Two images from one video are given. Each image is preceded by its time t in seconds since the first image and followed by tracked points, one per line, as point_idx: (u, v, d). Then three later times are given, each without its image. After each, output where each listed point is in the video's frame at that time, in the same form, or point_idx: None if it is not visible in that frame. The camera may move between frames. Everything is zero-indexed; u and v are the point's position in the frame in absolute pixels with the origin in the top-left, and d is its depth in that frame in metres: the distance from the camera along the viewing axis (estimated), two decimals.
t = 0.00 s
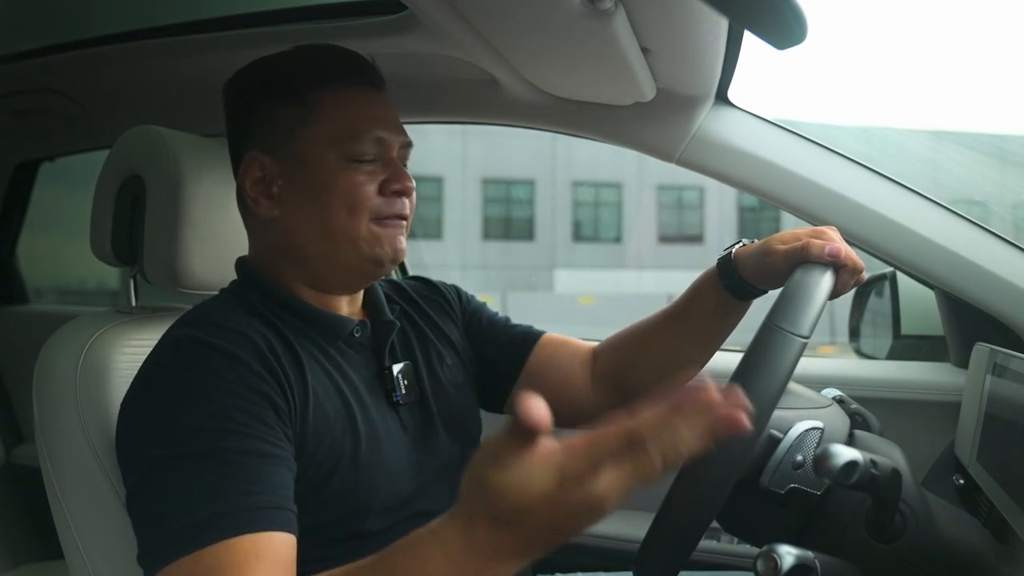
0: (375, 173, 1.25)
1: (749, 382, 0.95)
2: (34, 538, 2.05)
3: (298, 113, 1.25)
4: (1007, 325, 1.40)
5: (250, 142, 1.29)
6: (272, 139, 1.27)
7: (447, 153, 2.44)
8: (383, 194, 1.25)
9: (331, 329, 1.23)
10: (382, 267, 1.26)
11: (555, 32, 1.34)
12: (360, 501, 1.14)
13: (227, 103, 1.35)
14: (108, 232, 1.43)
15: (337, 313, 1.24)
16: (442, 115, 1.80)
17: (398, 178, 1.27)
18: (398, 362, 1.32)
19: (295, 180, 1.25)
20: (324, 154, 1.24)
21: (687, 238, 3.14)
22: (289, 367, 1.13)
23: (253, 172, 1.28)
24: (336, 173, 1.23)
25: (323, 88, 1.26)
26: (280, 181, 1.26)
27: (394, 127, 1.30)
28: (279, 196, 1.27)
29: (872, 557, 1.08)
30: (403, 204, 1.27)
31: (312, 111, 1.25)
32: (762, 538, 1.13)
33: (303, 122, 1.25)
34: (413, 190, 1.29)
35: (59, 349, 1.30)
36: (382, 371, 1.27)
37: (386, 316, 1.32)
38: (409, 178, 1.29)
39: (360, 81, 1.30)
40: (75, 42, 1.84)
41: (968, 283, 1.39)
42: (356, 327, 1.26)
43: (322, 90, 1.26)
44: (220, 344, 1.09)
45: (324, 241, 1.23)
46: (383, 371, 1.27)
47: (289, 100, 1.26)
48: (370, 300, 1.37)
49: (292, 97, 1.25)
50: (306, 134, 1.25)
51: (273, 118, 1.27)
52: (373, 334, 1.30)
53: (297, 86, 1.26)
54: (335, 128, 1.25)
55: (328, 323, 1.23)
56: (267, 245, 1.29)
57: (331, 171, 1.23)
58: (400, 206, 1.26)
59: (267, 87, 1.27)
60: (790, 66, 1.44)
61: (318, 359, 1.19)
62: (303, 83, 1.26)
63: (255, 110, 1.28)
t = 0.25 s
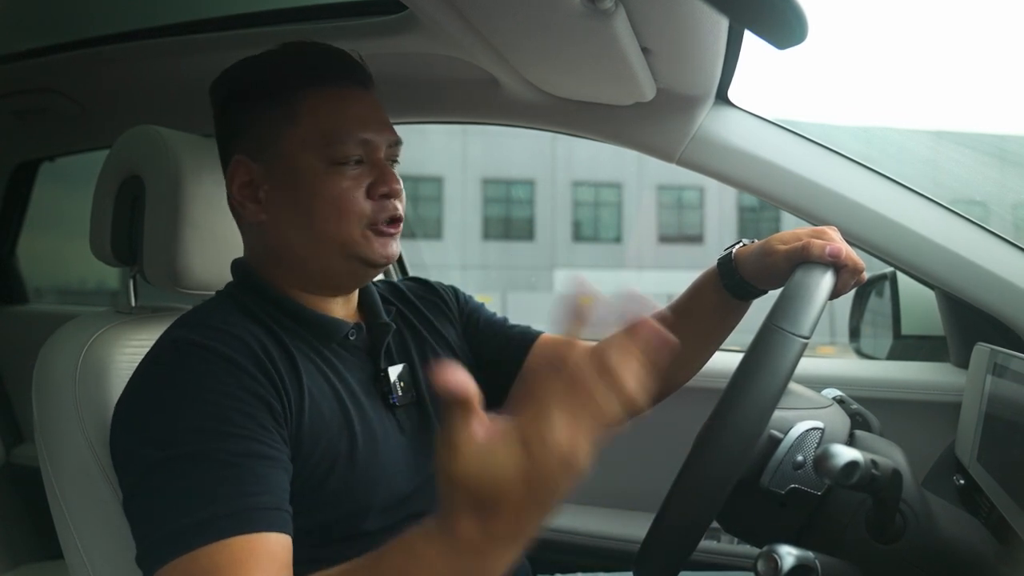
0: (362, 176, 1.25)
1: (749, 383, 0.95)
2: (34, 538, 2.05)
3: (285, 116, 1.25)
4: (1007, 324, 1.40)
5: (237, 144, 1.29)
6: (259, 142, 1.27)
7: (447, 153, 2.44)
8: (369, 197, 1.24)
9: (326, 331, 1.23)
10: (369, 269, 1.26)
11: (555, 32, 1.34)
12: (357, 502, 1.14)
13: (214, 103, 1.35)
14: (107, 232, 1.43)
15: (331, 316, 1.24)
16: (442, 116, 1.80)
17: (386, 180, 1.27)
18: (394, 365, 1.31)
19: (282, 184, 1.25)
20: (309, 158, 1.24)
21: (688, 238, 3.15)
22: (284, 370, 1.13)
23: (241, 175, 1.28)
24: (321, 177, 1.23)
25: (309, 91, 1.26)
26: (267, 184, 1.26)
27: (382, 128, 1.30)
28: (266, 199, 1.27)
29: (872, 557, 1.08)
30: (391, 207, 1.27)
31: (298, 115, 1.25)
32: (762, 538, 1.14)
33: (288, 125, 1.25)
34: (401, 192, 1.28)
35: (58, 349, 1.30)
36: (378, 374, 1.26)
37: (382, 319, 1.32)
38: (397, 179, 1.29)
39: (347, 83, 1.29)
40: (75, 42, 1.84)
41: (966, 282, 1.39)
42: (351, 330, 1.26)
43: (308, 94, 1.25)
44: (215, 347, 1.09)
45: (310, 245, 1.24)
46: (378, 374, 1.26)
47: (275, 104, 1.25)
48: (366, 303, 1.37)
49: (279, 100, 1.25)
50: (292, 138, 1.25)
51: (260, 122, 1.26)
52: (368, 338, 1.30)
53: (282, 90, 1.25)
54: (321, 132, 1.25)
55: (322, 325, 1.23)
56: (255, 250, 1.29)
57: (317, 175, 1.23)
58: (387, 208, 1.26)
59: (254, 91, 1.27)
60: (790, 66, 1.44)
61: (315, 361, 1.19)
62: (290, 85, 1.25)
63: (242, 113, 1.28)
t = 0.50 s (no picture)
0: (320, 172, 1.26)
1: (750, 383, 0.95)
2: (34, 538, 2.05)
3: (242, 124, 1.29)
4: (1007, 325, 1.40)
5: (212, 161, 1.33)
6: (226, 153, 1.30)
7: (447, 153, 2.44)
8: (327, 191, 1.25)
9: (326, 331, 1.23)
10: (341, 265, 1.25)
11: (555, 32, 1.34)
12: (359, 502, 1.14)
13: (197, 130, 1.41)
14: (107, 232, 1.43)
15: (330, 317, 1.24)
16: (442, 116, 1.80)
17: (345, 173, 1.27)
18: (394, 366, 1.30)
19: (251, 190, 1.27)
20: (267, 161, 1.26)
21: (688, 238, 3.15)
22: (286, 370, 1.13)
23: (219, 188, 1.31)
24: (279, 177, 1.25)
25: (261, 94, 1.28)
26: (236, 191, 1.29)
27: (339, 123, 1.30)
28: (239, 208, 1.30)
29: (873, 557, 1.08)
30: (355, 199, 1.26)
31: (255, 121, 1.28)
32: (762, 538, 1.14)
33: (246, 134, 1.28)
34: (365, 183, 1.27)
35: (58, 351, 1.30)
36: (378, 375, 1.25)
37: (381, 320, 1.31)
38: (359, 172, 1.28)
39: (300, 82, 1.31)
40: (75, 42, 1.84)
41: (966, 282, 1.39)
42: (351, 331, 1.26)
43: (259, 99, 1.28)
44: (217, 347, 1.09)
45: (278, 246, 1.25)
46: (378, 376, 1.25)
47: (235, 115, 1.29)
48: (364, 305, 1.36)
49: (236, 110, 1.29)
50: (252, 144, 1.27)
51: (227, 135, 1.30)
52: (368, 339, 1.29)
53: (236, 100, 1.29)
54: (276, 132, 1.27)
55: (322, 325, 1.23)
56: (244, 258, 1.31)
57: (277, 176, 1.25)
58: (349, 200, 1.25)
59: (218, 107, 1.31)
60: (790, 66, 1.44)
61: (314, 361, 1.19)
62: (240, 94, 1.29)
63: (212, 131, 1.33)
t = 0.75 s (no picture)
0: (303, 175, 1.25)
1: (748, 383, 0.95)
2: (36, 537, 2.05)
3: (221, 128, 1.27)
4: (1007, 324, 1.40)
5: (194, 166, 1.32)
6: (209, 157, 1.29)
7: (447, 153, 2.44)
8: (312, 194, 1.24)
9: (319, 330, 1.23)
10: (327, 268, 1.25)
11: (555, 32, 1.34)
12: (354, 501, 1.14)
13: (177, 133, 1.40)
14: (106, 232, 1.43)
15: (322, 316, 1.24)
16: (442, 116, 1.80)
17: (328, 174, 1.26)
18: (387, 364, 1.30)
19: (232, 194, 1.27)
20: (249, 165, 1.25)
21: (688, 238, 3.15)
22: (278, 370, 1.13)
23: (202, 190, 1.31)
24: (263, 181, 1.24)
25: (240, 95, 1.27)
26: (222, 196, 1.28)
27: (320, 123, 1.29)
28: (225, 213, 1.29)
29: (873, 557, 1.08)
30: (338, 200, 1.26)
31: (235, 123, 1.26)
32: (762, 538, 1.14)
33: (226, 137, 1.27)
34: (347, 183, 1.27)
35: (57, 350, 1.30)
36: (371, 373, 1.26)
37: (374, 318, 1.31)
38: (342, 172, 1.28)
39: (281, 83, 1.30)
40: (75, 42, 1.84)
41: (966, 282, 1.39)
42: (342, 329, 1.26)
43: (236, 102, 1.27)
44: (209, 349, 1.09)
45: (265, 251, 1.24)
46: (371, 374, 1.25)
47: (215, 117, 1.28)
48: (357, 304, 1.36)
49: (214, 114, 1.28)
50: (232, 147, 1.26)
51: (207, 137, 1.29)
52: (361, 338, 1.29)
53: (213, 103, 1.28)
54: (257, 134, 1.25)
55: (314, 325, 1.23)
56: (232, 262, 1.31)
57: (258, 179, 1.24)
58: (334, 202, 1.25)
59: (195, 108, 1.29)
60: (790, 66, 1.44)
61: (307, 361, 1.19)
62: (217, 98, 1.27)
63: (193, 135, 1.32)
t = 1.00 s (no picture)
0: (314, 174, 1.25)
1: (749, 383, 0.95)
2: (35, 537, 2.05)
3: (232, 124, 1.26)
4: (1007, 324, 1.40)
5: (201, 161, 1.31)
6: (217, 153, 1.29)
7: (447, 153, 2.44)
8: (322, 193, 1.24)
9: (320, 331, 1.23)
10: (335, 267, 1.25)
11: (555, 32, 1.34)
12: (355, 501, 1.14)
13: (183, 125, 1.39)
14: (106, 232, 1.43)
15: (323, 316, 1.24)
16: (442, 116, 1.80)
17: (339, 174, 1.26)
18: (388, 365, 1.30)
19: (239, 191, 1.26)
20: (259, 162, 1.24)
21: (688, 238, 3.15)
22: (279, 370, 1.13)
23: (208, 187, 1.30)
24: (273, 178, 1.23)
25: (251, 93, 1.26)
26: (229, 193, 1.27)
27: (332, 123, 1.29)
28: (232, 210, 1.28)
29: (873, 557, 1.08)
30: (349, 200, 1.25)
31: (245, 121, 1.26)
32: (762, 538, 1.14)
33: (237, 134, 1.26)
34: (359, 184, 1.27)
35: (57, 350, 1.30)
36: (371, 374, 1.26)
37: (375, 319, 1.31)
38: (353, 172, 1.27)
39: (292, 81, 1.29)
40: (75, 42, 1.84)
41: (966, 282, 1.39)
42: (344, 330, 1.26)
43: (249, 99, 1.26)
44: (210, 348, 1.09)
45: (273, 249, 1.24)
46: (372, 374, 1.25)
47: (224, 114, 1.27)
48: (358, 304, 1.36)
49: (226, 110, 1.27)
50: (241, 144, 1.25)
51: (215, 133, 1.28)
52: (362, 338, 1.29)
53: (225, 99, 1.27)
54: (267, 132, 1.25)
55: (316, 325, 1.23)
56: (236, 259, 1.30)
57: (268, 177, 1.24)
58: (344, 202, 1.25)
59: (204, 104, 1.29)
60: (790, 66, 1.44)
61: (308, 361, 1.19)
62: (230, 94, 1.27)
63: (200, 130, 1.31)
